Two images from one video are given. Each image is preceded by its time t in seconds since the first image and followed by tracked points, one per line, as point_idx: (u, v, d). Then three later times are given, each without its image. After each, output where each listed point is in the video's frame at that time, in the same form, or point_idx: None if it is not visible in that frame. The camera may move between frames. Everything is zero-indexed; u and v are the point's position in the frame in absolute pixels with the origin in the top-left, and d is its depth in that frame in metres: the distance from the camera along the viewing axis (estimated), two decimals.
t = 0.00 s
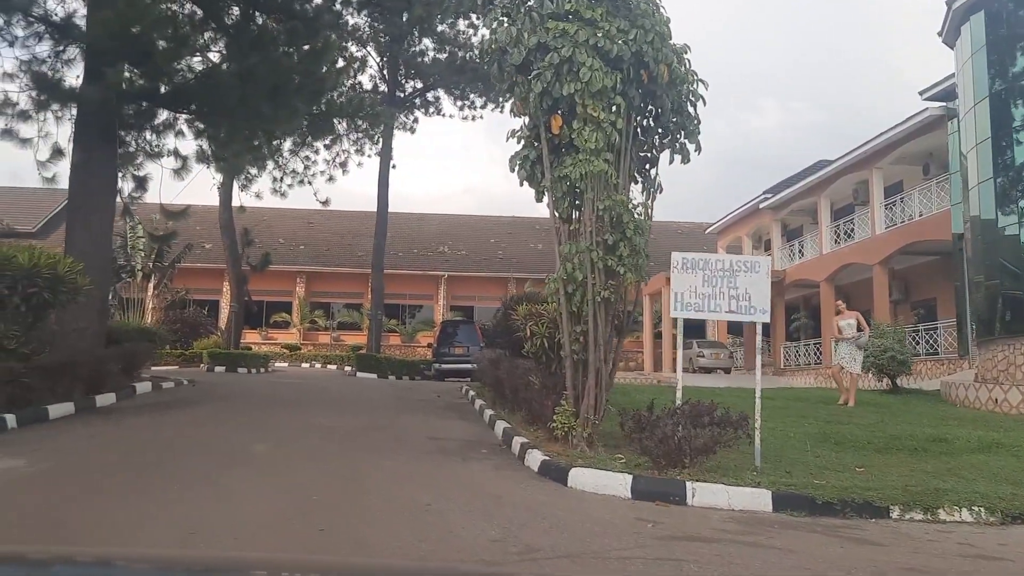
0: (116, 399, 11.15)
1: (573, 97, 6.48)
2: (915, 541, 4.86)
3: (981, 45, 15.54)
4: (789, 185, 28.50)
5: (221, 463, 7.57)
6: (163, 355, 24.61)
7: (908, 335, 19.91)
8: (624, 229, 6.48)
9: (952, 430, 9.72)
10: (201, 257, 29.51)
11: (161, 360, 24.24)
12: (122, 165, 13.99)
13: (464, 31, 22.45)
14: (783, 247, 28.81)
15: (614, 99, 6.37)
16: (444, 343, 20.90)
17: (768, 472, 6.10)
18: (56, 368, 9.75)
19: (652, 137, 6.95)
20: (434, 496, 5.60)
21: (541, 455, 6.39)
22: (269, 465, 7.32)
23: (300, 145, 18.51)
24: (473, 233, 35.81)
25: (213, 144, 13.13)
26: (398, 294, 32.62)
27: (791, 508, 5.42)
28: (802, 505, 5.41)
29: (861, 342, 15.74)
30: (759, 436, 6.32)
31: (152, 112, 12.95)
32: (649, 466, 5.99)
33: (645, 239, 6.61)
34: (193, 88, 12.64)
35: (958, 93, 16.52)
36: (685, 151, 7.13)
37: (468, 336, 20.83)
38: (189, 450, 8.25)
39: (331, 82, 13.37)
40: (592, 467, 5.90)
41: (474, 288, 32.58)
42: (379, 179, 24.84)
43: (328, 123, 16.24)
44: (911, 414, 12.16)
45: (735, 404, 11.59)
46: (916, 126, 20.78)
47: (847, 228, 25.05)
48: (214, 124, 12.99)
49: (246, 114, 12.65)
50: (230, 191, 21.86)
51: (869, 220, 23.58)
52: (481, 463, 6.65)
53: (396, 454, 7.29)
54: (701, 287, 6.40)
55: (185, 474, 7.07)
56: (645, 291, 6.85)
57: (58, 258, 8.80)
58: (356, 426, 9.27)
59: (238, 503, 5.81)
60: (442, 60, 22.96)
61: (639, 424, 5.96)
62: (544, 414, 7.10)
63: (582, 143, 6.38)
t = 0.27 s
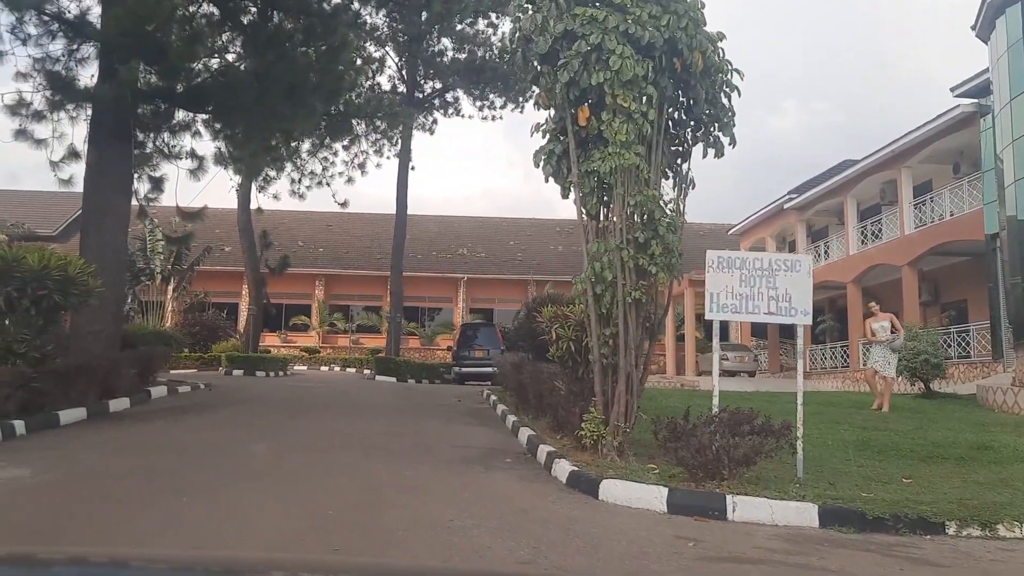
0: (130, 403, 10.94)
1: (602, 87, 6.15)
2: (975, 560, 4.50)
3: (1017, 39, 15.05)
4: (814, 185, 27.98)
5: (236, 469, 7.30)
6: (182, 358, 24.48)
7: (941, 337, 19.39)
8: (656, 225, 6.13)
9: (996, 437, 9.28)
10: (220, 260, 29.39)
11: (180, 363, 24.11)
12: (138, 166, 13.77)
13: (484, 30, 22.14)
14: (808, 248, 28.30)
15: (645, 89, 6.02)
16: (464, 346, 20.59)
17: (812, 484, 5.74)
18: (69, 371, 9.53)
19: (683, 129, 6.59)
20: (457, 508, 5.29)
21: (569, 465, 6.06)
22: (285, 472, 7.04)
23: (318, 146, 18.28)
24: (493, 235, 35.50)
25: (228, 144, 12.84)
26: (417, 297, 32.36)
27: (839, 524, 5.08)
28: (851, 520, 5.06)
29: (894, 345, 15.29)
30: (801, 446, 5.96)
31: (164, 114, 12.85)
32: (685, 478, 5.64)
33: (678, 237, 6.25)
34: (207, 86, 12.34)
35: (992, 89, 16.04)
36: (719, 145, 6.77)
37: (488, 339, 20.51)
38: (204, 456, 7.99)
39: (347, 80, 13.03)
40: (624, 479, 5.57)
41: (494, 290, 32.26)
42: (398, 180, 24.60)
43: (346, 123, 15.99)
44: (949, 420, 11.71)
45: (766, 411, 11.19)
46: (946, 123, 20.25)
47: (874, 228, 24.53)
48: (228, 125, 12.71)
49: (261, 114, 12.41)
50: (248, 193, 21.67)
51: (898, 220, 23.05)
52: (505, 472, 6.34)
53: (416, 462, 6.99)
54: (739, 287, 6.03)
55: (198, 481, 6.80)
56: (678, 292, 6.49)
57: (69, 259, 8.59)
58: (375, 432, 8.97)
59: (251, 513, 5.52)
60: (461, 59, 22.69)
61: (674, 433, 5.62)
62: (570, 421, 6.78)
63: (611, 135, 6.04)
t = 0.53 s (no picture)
0: (142, 407, 10.67)
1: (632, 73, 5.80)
2: None
3: None
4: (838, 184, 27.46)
5: (246, 476, 6.97)
6: (199, 361, 24.31)
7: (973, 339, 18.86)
8: (689, 220, 5.77)
9: None
10: (237, 262, 29.23)
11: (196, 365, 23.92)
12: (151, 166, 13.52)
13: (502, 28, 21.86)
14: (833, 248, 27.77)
15: (678, 75, 5.67)
16: (483, 348, 20.26)
17: (858, 497, 5.35)
18: (77, 374, 9.24)
19: (717, 119, 6.24)
20: (479, 523, 4.92)
21: (597, 474, 5.71)
22: (299, 479, 6.70)
23: (335, 145, 18.01)
24: (511, 236, 35.16)
25: (243, 142, 12.58)
26: (435, 299, 32.06)
27: (891, 541, 4.70)
28: (904, 537, 4.67)
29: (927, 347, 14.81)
30: (845, 456, 5.57)
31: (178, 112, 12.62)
32: (722, 490, 5.28)
33: (713, 232, 5.89)
34: (219, 86, 12.08)
35: None
36: (754, 135, 6.41)
37: (507, 341, 20.18)
38: (215, 461, 7.68)
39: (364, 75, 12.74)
40: (656, 490, 5.21)
41: (512, 292, 31.91)
42: (416, 181, 24.31)
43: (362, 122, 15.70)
44: (989, 425, 11.24)
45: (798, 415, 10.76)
46: (976, 120, 19.70)
47: (901, 228, 23.99)
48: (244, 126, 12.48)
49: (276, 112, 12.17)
50: (265, 194, 21.45)
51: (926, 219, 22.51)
52: (529, 482, 5.96)
53: (435, 471, 6.63)
54: (780, 285, 5.67)
55: (206, 489, 6.47)
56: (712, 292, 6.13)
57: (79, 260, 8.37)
58: (392, 438, 8.63)
59: (258, 523, 5.18)
60: (479, 58, 22.42)
61: (710, 441, 5.26)
62: (597, 428, 6.43)
63: (642, 125, 5.69)
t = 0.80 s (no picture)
0: (154, 411, 10.40)
1: (665, 57, 5.45)
2: None
3: None
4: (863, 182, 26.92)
5: (256, 485, 6.64)
6: (215, 363, 24.11)
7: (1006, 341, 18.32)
8: (727, 214, 5.39)
9: None
10: (253, 264, 29.04)
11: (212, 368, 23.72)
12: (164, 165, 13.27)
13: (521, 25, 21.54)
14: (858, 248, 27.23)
15: (714, 57, 5.30)
16: (502, 350, 19.91)
17: (912, 513, 4.93)
18: (85, 377, 8.97)
19: (754, 107, 5.88)
20: (502, 540, 4.57)
21: (628, 486, 5.34)
22: (311, 489, 6.37)
23: (351, 145, 17.75)
24: (529, 237, 34.81)
25: (257, 140, 12.30)
26: (452, 300, 31.74)
27: (954, 562, 4.27)
28: (969, 559, 4.25)
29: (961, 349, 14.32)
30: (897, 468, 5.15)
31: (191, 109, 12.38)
32: (764, 504, 4.89)
33: (752, 228, 5.51)
34: (231, 84, 11.71)
35: None
36: (794, 124, 6.05)
37: (526, 343, 19.82)
38: (225, 468, 7.37)
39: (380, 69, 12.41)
40: (693, 504, 4.83)
41: (530, 293, 31.54)
42: (433, 180, 24.01)
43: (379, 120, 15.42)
44: None
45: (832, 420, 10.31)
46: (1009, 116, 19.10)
47: (930, 227, 23.43)
48: (258, 125, 12.19)
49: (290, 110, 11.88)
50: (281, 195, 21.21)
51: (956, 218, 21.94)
52: (556, 494, 5.60)
53: (454, 480, 6.28)
54: (826, 284, 5.29)
55: (213, 499, 6.15)
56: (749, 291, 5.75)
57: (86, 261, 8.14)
58: (409, 445, 8.28)
59: (266, 539, 4.86)
60: (497, 55, 22.12)
61: (751, 450, 4.87)
62: (626, 435, 6.06)
63: (676, 112, 5.32)
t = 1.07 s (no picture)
0: (163, 415, 10.15)
1: (695, 40, 5.13)
2: None
3: None
4: (886, 181, 26.39)
5: (266, 492, 6.35)
6: (229, 365, 23.94)
7: None
8: (763, 205, 5.04)
9: None
10: (268, 265, 28.87)
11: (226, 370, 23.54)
12: (175, 163, 13.04)
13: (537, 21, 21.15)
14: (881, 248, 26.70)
15: (749, 39, 4.97)
16: (519, 353, 19.57)
17: (967, 530, 4.55)
18: (90, 381, 8.72)
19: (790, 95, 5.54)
20: (525, 556, 4.25)
21: (656, 497, 5.01)
22: (323, 497, 6.07)
23: (366, 145, 17.49)
24: (545, 238, 34.48)
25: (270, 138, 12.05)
26: (468, 302, 31.44)
27: None
28: None
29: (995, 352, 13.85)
30: (950, 482, 4.77)
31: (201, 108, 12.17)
32: (803, 519, 4.54)
33: (790, 221, 5.14)
34: (246, 83, 11.55)
35: None
36: (831, 112, 5.70)
37: (544, 345, 19.48)
38: (234, 474, 7.08)
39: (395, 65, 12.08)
40: (727, 518, 4.49)
41: (546, 295, 31.18)
42: (449, 180, 23.72)
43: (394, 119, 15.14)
44: None
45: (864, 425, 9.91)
46: None
47: (956, 227, 22.90)
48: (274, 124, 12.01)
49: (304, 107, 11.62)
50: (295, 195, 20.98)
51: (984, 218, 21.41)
52: (580, 505, 5.27)
53: (472, 489, 5.96)
54: (871, 282, 4.96)
55: (221, 507, 5.86)
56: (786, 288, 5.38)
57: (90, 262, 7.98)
58: (425, 450, 7.97)
59: (273, 551, 4.57)
60: (514, 54, 21.83)
61: (791, 461, 4.53)
62: (654, 443, 5.73)
63: (708, 97, 4.98)
